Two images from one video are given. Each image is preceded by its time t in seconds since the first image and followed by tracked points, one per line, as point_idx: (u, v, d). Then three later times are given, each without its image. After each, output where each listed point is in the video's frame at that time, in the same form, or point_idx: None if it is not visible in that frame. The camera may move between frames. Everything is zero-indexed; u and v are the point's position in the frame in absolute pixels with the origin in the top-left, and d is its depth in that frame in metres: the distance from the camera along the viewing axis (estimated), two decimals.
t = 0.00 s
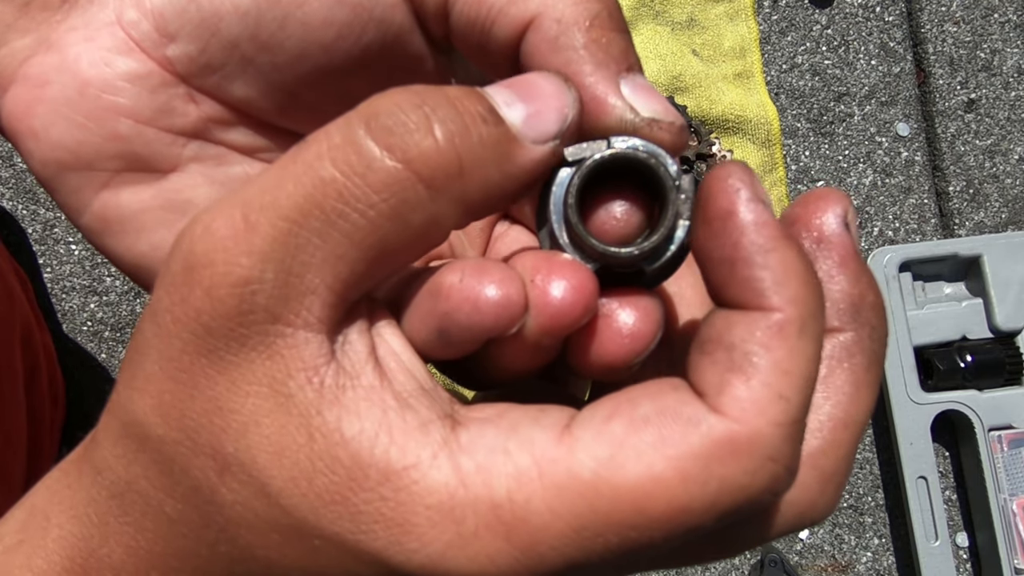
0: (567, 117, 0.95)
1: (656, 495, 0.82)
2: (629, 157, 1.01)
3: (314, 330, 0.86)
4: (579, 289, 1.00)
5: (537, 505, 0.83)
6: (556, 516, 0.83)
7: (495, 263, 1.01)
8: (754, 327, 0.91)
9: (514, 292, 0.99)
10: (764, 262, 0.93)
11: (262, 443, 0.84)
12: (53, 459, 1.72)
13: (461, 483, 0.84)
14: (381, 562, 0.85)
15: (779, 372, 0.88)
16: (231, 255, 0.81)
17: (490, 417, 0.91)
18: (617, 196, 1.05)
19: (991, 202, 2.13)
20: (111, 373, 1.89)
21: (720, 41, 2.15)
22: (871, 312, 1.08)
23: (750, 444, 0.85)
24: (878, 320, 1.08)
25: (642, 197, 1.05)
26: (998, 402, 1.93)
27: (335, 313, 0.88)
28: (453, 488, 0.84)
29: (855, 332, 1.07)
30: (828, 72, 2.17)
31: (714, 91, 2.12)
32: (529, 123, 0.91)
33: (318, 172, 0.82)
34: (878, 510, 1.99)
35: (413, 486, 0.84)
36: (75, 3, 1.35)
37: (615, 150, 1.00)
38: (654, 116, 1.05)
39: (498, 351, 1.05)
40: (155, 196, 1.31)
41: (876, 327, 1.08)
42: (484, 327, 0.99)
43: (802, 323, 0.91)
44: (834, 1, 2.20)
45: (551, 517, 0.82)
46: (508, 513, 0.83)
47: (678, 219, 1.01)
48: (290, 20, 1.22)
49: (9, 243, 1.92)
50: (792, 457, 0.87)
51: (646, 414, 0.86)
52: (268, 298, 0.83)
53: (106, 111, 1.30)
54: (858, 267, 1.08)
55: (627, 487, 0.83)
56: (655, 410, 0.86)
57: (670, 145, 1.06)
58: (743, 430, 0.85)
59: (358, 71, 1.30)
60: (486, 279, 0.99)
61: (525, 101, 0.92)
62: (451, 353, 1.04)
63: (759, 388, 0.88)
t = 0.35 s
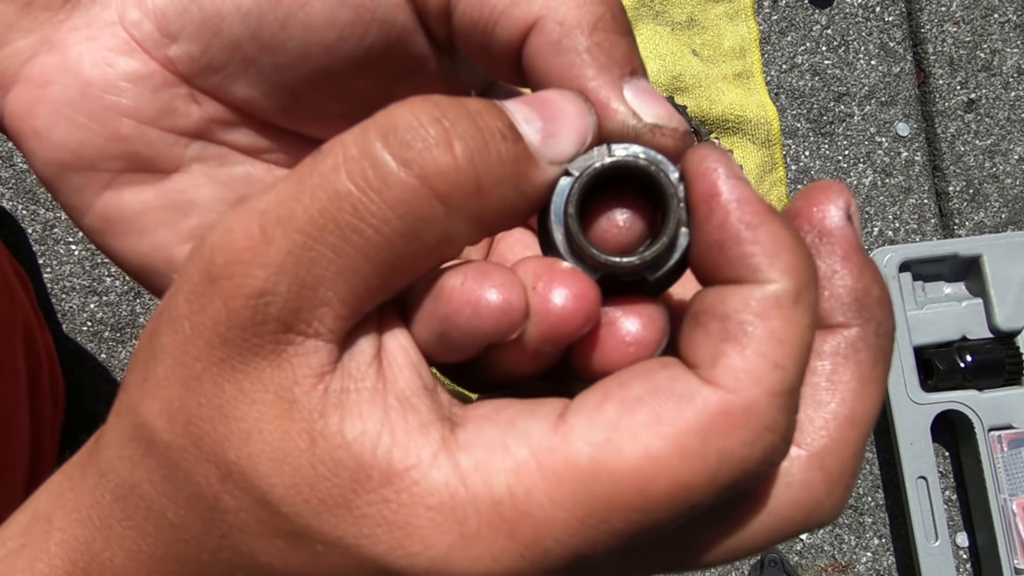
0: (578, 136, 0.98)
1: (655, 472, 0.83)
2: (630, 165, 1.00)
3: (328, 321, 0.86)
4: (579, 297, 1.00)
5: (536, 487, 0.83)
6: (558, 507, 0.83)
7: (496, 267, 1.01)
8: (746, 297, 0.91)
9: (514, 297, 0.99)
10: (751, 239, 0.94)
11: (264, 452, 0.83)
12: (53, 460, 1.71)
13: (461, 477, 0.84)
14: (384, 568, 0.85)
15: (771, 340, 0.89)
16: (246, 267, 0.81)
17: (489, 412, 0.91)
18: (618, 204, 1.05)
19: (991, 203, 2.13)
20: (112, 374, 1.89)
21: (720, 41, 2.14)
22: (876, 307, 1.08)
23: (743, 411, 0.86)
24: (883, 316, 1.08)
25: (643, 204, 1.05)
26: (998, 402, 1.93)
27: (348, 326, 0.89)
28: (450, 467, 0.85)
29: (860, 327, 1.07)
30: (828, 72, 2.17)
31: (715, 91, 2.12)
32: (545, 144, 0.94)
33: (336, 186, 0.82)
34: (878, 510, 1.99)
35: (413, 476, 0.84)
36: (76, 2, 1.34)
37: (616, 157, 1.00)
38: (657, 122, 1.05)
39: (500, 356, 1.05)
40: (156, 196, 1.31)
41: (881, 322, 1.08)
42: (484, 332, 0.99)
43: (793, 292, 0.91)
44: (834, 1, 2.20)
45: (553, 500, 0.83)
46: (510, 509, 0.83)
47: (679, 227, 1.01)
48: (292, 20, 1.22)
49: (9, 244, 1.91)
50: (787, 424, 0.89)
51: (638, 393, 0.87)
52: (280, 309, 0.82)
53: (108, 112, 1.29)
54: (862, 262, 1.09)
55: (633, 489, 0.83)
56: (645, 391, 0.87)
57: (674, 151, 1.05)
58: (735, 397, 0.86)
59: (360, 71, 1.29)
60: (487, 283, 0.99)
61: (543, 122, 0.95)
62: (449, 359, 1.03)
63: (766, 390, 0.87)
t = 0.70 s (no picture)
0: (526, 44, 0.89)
1: (655, 506, 0.83)
2: (635, 164, 1.01)
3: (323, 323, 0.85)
4: (584, 296, 1.00)
5: (535, 507, 0.83)
6: (553, 522, 0.83)
7: (500, 269, 1.01)
8: (812, 355, 0.86)
9: (519, 299, 0.98)
10: (871, 292, 0.85)
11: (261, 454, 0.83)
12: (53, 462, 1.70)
13: (459, 484, 0.84)
14: (383, 567, 0.85)
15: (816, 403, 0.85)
16: (227, 256, 0.82)
17: (490, 421, 0.90)
18: (622, 203, 1.04)
19: (991, 203, 2.13)
20: (112, 373, 1.89)
21: (720, 41, 2.14)
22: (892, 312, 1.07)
23: (762, 476, 0.84)
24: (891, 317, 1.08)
25: (647, 203, 1.04)
26: (998, 402, 1.93)
27: (340, 307, 0.88)
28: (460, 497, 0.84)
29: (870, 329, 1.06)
30: (828, 72, 2.17)
31: (714, 92, 2.11)
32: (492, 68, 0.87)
33: (307, 166, 0.82)
34: (878, 510, 1.99)
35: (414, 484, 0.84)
36: (77, 5, 1.35)
37: (621, 157, 1.01)
38: (660, 122, 1.06)
39: (503, 357, 1.05)
40: (157, 199, 1.31)
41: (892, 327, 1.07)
42: (487, 334, 0.99)
43: (862, 372, 0.85)
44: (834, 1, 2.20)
45: (547, 519, 0.83)
46: (505, 518, 0.83)
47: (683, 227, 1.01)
48: (294, 22, 1.22)
49: (10, 245, 1.92)
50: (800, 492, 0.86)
51: (649, 426, 0.86)
52: (269, 297, 0.82)
53: (109, 114, 1.30)
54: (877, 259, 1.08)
55: (629, 488, 0.83)
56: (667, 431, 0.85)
57: (676, 151, 1.07)
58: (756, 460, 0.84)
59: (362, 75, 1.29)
60: (491, 286, 0.98)
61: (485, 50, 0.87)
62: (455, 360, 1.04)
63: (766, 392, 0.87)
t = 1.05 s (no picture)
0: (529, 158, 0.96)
1: (640, 471, 0.83)
2: (625, 157, 1.02)
3: (272, 354, 0.84)
4: (571, 292, 1.01)
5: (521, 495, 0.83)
6: (546, 508, 0.83)
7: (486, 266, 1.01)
8: (731, 284, 0.93)
9: (505, 296, 1.00)
10: (753, 212, 0.96)
11: (254, 458, 0.84)
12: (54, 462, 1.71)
13: (450, 484, 0.84)
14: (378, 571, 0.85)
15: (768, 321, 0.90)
16: (184, 296, 0.79)
17: (471, 418, 0.90)
18: (611, 198, 1.07)
19: (991, 203, 2.13)
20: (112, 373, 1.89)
21: (720, 42, 2.14)
22: (883, 310, 1.08)
23: (731, 401, 0.87)
24: (889, 318, 1.08)
25: (636, 198, 1.06)
26: (998, 402, 1.93)
27: (298, 354, 0.87)
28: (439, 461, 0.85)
29: (863, 329, 1.08)
30: (828, 72, 2.17)
31: (714, 92, 2.11)
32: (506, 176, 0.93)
33: (287, 215, 0.80)
34: (878, 510, 1.99)
35: (409, 481, 0.84)
36: (67, 3, 1.35)
37: (611, 150, 1.01)
38: (652, 116, 1.06)
39: (491, 354, 1.05)
40: (145, 198, 1.32)
41: (886, 325, 1.08)
42: (474, 331, 1.00)
43: (779, 279, 0.93)
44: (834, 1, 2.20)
45: (541, 507, 0.83)
46: (497, 512, 0.83)
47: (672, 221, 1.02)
48: (284, 19, 1.23)
49: (10, 244, 1.92)
50: (767, 410, 0.90)
51: (614, 386, 0.88)
52: (225, 342, 0.80)
53: (97, 113, 1.30)
54: (874, 259, 1.09)
55: (621, 485, 0.83)
56: (617, 398, 0.86)
57: (667, 145, 1.07)
58: (716, 390, 0.87)
59: (351, 70, 1.30)
60: (477, 283, 0.99)
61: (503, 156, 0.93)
62: (442, 356, 1.04)
63: (753, 381, 0.88)
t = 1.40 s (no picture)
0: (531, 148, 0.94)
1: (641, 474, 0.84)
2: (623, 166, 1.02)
3: (275, 347, 0.84)
4: (564, 300, 1.01)
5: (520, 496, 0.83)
6: (547, 511, 0.83)
7: (480, 273, 1.01)
8: (721, 292, 0.91)
9: (498, 304, 1.00)
10: (732, 220, 0.94)
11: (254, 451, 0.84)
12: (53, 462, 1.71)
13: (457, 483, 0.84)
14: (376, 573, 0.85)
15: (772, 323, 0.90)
16: (187, 290, 0.80)
17: (472, 419, 0.90)
18: (607, 205, 1.07)
19: (991, 203, 2.13)
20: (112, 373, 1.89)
21: (720, 42, 2.14)
22: (880, 308, 1.08)
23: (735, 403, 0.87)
24: (886, 317, 1.08)
25: (632, 206, 1.07)
26: (998, 402, 1.93)
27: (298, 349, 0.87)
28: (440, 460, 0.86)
29: (860, 327, 1.07)
30: (828, 72, 2.17)
31: (714, 92, 2.11)
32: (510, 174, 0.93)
33: (287, 210, 0.80)
34: (878, 510, 1.99)
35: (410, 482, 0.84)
36: (63, 4, 1.35)
37: (609, 158, 1.01)
38: (649, 121, 1.06)
39: (484, 360, 1.05)
40: (142, 201, 1.31)
41: (883, 323, 1.08)
42: (467, 338, 0.99)
43: (772, 285, 0.91)
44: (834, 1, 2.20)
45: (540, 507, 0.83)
46: (498, 515, 0.83)
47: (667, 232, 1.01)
48: (279, 22, 1.23)
49: (10, 244, 1.92)
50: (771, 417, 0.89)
51: (620, 392, 0.88)
52: (226, 335, 0.81)
53: (94, 115, 1.30)
54: (870, 259, 1.09)
55: (618, 484, 0.83)
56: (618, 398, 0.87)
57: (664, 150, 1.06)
58: (719, 393, 0.87)
59: (348, 72, 1.30)
60: (471, 290, 0.99)
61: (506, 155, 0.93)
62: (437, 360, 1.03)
63: (757, 391, 0.87)
